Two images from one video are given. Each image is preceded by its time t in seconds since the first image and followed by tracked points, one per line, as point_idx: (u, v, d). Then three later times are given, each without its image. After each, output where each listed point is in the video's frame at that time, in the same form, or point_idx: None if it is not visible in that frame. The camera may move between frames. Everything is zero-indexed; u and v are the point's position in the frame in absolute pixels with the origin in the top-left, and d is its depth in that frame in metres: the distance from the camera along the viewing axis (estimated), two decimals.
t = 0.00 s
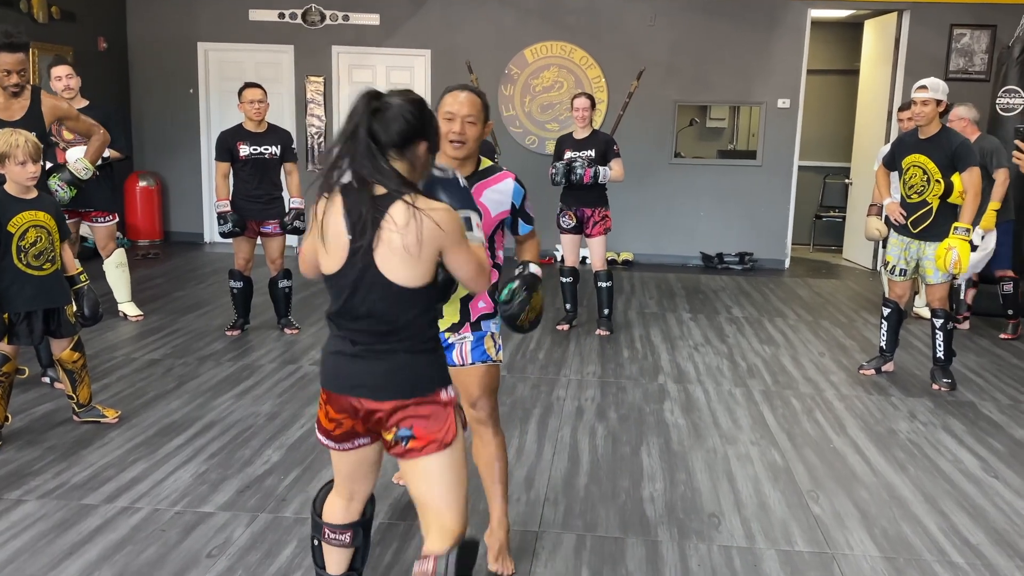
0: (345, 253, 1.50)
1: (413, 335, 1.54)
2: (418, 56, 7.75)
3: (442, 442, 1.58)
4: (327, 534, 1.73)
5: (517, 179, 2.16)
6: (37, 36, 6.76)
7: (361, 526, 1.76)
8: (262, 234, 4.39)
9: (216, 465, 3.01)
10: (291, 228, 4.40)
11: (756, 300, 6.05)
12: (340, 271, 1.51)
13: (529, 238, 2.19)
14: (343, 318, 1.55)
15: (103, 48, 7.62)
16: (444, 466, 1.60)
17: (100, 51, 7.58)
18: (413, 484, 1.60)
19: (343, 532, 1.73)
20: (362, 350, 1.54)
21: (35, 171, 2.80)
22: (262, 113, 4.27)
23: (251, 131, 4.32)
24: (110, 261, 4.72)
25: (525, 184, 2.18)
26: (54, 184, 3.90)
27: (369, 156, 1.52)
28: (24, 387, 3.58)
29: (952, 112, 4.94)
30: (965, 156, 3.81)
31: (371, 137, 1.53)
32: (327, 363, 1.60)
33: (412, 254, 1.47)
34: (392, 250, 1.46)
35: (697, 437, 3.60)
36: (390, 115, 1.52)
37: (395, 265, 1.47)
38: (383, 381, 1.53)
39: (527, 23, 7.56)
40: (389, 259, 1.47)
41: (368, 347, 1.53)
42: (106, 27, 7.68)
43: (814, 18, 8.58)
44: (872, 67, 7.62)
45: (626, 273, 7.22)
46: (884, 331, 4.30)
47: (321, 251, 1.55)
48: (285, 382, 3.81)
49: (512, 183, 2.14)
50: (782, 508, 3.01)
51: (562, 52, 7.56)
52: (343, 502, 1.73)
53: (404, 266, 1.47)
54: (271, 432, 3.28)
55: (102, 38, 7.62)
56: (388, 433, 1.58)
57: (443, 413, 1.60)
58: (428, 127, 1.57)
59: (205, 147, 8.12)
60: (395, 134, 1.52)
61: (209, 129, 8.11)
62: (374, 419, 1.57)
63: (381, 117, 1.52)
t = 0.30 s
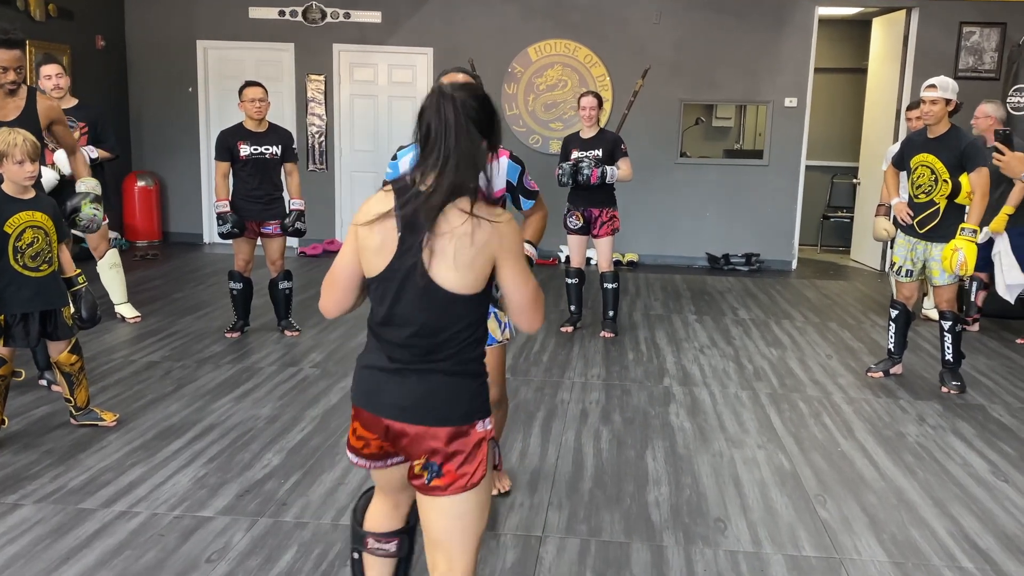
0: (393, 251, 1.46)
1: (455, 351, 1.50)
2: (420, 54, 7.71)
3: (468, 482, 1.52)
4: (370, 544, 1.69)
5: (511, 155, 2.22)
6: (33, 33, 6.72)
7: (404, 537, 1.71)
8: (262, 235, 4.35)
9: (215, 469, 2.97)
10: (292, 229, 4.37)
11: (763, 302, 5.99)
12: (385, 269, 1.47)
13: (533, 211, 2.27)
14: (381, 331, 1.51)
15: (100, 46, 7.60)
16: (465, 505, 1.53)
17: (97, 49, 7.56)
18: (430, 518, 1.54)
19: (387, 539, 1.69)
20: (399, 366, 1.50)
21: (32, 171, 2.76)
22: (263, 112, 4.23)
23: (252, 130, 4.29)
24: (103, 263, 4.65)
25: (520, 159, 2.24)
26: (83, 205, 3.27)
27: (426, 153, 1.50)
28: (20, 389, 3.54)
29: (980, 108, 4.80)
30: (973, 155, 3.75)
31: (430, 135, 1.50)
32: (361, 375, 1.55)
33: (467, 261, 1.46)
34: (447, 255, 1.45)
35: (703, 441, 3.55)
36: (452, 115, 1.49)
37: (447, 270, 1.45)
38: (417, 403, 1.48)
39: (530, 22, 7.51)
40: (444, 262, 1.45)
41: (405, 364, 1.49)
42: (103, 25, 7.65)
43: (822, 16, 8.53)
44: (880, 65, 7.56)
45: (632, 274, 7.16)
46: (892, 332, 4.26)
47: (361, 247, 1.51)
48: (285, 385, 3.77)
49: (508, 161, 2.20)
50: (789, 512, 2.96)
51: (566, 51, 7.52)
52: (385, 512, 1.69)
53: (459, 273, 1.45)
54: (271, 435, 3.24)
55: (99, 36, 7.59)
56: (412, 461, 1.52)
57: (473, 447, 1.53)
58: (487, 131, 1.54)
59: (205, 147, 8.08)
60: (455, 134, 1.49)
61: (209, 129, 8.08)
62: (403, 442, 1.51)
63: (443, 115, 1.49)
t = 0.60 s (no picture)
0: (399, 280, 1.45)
1: (479, 367, 1.47)
2: (422, 52, 7.67)
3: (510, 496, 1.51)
4: None
5: (525, 166, 2.28)
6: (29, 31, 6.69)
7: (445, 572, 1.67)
8: (262, 236, 4.32)
9: (215, 473, 2.93)
10: (292, 230, 4.33)
11: (770, 303, 5.94)
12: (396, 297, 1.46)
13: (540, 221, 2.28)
14: (403, 355, 1.48)
15: (98, 44, 7.57)
16: (511, 519, 1.55)
17: (94, 46, 7.53)
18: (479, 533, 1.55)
19: None
20: (425, 389, 1.47)
21: (30, 170, 2.73)
22: (263, 111, 4.20)
23: (252, 129, 4.25)
24: (99, 263, 4.62)
25: (535, 171, 2.30)
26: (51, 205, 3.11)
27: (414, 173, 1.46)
28: (17, 392, 3.50)
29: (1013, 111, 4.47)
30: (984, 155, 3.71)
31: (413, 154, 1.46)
32: (382, 408, 1.53)
33: (476, 274, 1.42)
34: (455, 272, 1.42)
35: (709, 444, 3.50)
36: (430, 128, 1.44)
37: (457, 286, 1.42)
38: (442, 426, 1.46)
39: (534, 21, 7.47)
40: (453, 280, 1.42)
41: (430, 387, 1.47)
42: (100, 22, 7.62)
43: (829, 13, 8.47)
44: (889, 63, 7.51)
45: (637, 275, 7.11)
46: (900, 335, 4.20)
47: (372, 277, 1.51)
48: (285, 388, 3.73)
49: (520, 169, 2.26)
50: (796, 516, 2.91)
51: (570, 49, 7.47)
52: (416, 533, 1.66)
53: (468, 289, 1.42)
54: (272, 439, 3.20)
55: (97, 33, 7.57)
56: (452, 484, 1.51)
57: (511, 464, 1.53)
58: (471, 132, 1.47)
59: (204, 146, 8.05)
60: (438, 147, 1.45)
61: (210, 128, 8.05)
62: (439, 467, 1.50)
63: (420, 131, 1.45)
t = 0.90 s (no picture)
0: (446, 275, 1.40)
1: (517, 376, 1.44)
2: (424, 50, 7.63)
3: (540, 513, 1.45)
4: None
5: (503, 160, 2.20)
6: (27, 29, 6.67)
7: None
8: (262, 236, 4.28)
9: (214, 477, 2.89)
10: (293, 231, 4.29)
11: (777, 305, 5.89)
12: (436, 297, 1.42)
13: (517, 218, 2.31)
14: (438, 355, 1.44)
15: (95, 42, 7.54)
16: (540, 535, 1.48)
17: (92, 44, 7.51)
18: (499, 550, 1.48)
19: None
20: (460, 397, 1.43)
21: (26, 170, 2.70)
22: (264, 110, 4.16)
23: (252, 128, 4.21)
24: (98, 264, 4.58)
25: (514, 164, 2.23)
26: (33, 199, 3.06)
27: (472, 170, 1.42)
28: (13, 395, 3.47)
29: None
30: (994, 155, 3.67)
31: (477, 149, 1.42)
32: (412, 412, 1.49)
33: (526, 281, 1.39)
34: (505, 276, 1.38)
35: (715, 448, 3.45)
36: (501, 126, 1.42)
37: (505, 292, 1.38)
38: (479, 436, 1.42)
39: (537, 20, 7.44)
40: (502, 285, 1.38)
41: (467, 395, 1.43)
42: (98, 19, 7.58)
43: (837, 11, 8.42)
44: (897, 62, 7.46)
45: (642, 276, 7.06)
46: (909, 336, 4.14)
47: (411, 270, 1.47)
48: (285, 391, 3.68)
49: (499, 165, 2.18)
50: (804, 521, 2.86)
51: (575, 47, 7.43)
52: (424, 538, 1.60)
53: (519, 292, 1.39)
54: (272, 442, 3.16)
55: (95, 31, 7.54)
56: (479, 497, 1.46)
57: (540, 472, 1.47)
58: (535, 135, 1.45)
59: (202, 146, 8.01)
60: (503, 146, 1.42)
61: (209, 128, 8.01)
62: (469, 476, 1.45)
63: (488, 128, 1.41)
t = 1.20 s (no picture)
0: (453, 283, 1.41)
1: (515, 394, 1.40)
2: (427, 49, 7.59)
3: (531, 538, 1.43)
4: (398, 553, 1.66)
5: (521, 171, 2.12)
6: (23, 26, 6.64)
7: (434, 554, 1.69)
8: (262, 237, 4.24)
9: (214, 481, 2.84)
10: (293, 232, 4.25)
11: (785, 307, 5.84)
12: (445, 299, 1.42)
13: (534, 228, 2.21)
14: (441, 361, 1.43)
15: (93, 40, 7.52)
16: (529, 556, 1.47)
17: (89, 42, 7.48)
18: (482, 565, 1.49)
19: (418, 553, 1.66)
20: (456, 409, 1.42)
21: (23, 170, 2.66)
22: (263, 109, 4.12)
23: (252, 128, 4.18)
24: (97, 266, 4.55)
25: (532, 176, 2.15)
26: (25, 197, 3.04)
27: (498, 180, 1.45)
28: (10, 398, 3.43)
29: None
30: (1005, 153, 3.62)
31: (507, 163, 1.46)
32: (414, 416, 1.50)
33: (539, 290, 1.38)
34: (518, 284, 1.37)
35: (722, 451, 3.40)
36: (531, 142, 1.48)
37: (515, 301, 1.37)
38: (469, 447, 1.40)
39: (540, 19, 7.40)
40: (510, 295, 1.37)
41: (460, 405, 1.41)
42: (95, 16, 7.55)
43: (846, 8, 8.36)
44: (907, 60, 7.40)
45: (647, 278, 7.01)
46: (918, 339, 4.09)
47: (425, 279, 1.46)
48: (285, 394, 3.64)
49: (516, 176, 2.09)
50: (811, 526, 2.81)
51: (579, 45, 7.38)
52: (422, 524, 1.67)
53: (528, 303, 1.38)
54: (273, 446, 3.12)
55: (93, 29, 7.51)
56: (468, 513, 1.46)
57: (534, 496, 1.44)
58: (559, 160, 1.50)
59: (202, 145, 7.97)
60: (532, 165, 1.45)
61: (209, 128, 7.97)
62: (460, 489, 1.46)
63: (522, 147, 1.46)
